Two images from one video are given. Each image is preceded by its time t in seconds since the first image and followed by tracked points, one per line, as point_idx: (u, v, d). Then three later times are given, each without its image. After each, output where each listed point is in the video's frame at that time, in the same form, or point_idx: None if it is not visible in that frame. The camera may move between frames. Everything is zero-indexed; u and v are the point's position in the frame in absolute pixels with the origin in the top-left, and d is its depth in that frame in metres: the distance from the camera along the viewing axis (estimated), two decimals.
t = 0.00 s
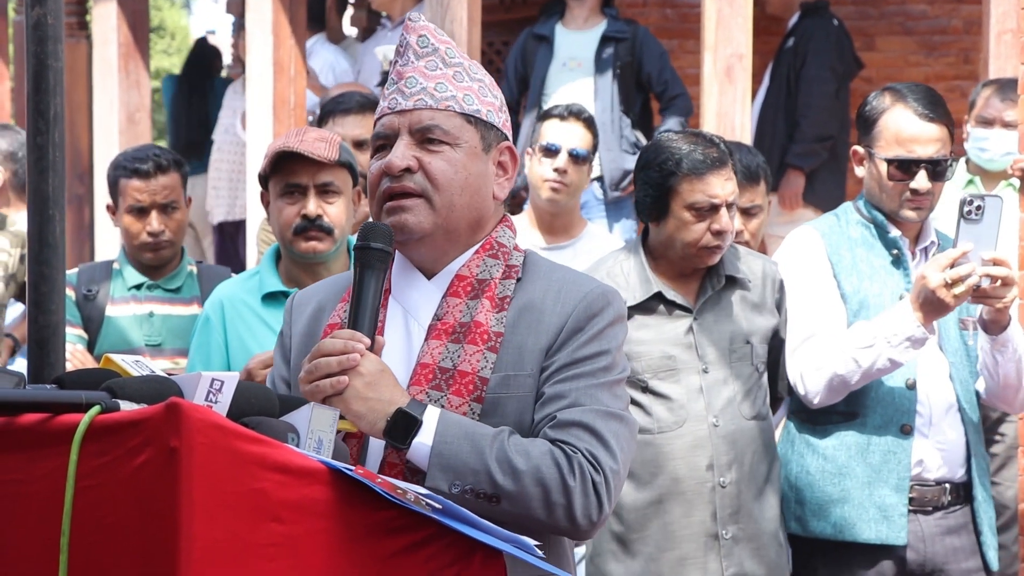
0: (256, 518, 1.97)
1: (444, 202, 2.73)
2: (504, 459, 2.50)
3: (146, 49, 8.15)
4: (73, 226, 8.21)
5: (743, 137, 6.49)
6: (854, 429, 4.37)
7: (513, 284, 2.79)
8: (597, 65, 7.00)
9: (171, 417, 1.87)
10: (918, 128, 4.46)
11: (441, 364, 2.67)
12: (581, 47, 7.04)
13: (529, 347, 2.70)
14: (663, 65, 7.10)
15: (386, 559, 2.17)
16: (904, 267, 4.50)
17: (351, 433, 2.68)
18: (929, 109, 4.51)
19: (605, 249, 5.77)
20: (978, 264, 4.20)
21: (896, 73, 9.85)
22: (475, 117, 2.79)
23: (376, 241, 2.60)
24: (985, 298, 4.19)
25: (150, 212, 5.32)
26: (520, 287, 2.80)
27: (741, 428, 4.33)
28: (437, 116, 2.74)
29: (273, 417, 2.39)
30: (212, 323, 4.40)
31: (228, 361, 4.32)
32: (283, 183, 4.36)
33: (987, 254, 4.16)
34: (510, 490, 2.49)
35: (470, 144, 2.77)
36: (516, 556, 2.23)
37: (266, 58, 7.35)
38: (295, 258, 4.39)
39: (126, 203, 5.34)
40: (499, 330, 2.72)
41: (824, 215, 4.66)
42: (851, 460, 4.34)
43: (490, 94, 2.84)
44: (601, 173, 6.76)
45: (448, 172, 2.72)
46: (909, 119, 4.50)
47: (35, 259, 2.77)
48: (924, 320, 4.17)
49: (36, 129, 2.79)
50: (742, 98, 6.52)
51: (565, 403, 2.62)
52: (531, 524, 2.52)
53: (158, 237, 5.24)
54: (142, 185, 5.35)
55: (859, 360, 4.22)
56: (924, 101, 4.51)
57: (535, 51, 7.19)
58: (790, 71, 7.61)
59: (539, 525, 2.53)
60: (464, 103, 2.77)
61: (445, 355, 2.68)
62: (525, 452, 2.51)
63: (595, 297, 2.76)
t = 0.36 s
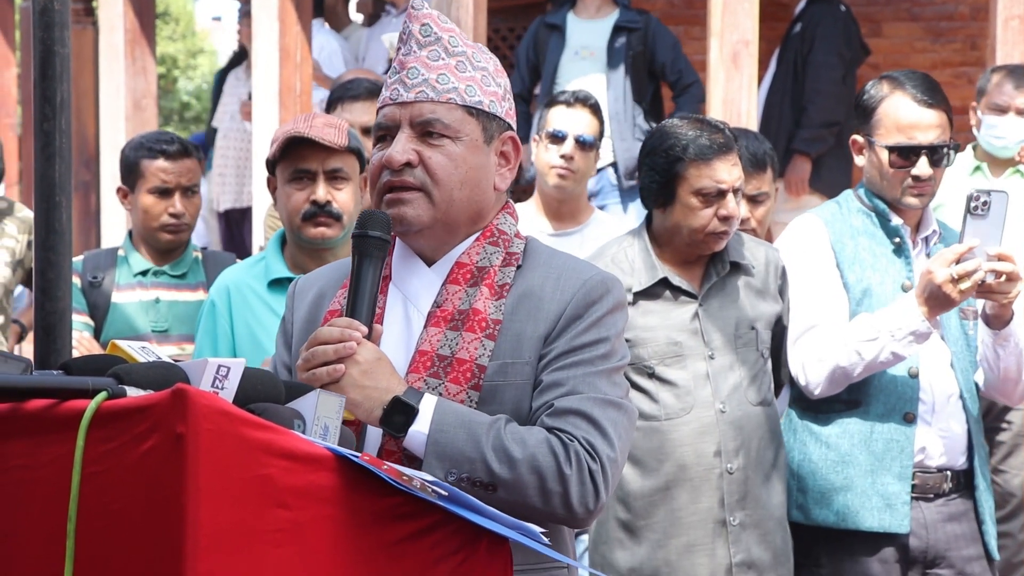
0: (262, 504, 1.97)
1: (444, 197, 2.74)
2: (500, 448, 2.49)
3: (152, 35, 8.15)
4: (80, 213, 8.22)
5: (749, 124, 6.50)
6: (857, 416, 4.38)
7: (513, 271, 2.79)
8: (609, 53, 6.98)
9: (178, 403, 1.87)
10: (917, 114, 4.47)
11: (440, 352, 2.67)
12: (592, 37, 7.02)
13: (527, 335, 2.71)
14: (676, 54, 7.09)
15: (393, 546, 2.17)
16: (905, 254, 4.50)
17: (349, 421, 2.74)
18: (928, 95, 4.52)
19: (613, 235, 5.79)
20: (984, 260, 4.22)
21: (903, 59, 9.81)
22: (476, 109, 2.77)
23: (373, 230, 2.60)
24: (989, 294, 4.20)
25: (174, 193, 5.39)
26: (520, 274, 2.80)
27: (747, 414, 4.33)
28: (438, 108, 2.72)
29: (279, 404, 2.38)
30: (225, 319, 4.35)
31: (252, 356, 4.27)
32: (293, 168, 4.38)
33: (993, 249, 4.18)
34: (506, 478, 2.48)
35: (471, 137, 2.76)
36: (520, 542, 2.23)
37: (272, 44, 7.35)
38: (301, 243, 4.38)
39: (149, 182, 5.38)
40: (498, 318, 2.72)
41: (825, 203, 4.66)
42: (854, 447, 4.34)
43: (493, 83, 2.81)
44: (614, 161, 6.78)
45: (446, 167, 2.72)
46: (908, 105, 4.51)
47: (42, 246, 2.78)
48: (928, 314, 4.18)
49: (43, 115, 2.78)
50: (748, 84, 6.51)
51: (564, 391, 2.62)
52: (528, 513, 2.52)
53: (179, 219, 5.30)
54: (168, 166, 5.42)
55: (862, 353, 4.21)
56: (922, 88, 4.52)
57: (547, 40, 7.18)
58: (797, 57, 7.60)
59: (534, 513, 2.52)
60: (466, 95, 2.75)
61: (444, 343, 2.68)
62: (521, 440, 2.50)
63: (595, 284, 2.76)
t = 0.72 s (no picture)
0: (268, 499, 1.97)
1: (456, 179, 2.72)
2: (489, 443, 2.47)
3: (158, 29, 8.15)
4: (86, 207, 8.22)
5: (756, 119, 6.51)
6: (861, 413, 4.37)
7: (520, 267, 2.75)
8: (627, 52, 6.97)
9: (184, 398, 1.87)
10: (924, 111, 4.48)
11: (439, 346, 2.65)
12: (608, 36, 7.01)
13: (526, 331, 2.68)
14: (693, 52, 7.11)
15: (400, 540, 2.17)
16: (909, 251, 4.49)
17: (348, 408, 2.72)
18: (936, 92, 4.53)
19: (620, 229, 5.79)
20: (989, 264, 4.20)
21: (910, 55, 9.77)
22: (506, 103, 2.77)
23: (378, 218, 2.63)
24: (994, 296, 4.20)
25: (190, 186, 5.39)
26: (527, 270, 2.76)
27: (754, 408, 4.32)
28: (467, 94, 2.73)
29: (285, 398, 2.39)
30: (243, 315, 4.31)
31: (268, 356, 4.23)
32: (310, 163, 4.39)
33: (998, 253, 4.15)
34: (492, 474, 2.46)
35: (494, 129, 2.75)
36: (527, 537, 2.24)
37: (279, 38, 7.35)
38: (317, 237, 4.41)
39: (165, 176, 5.38)
40: (499, 313, 2.69)
41: (829, 199, 4.64)
42: (858, 444, 4.34)
43: (530, 84, 2.82)
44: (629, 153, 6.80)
45: (464, 150, 2.71)
46: (917, 102, 4.52)
47: (48, 240, 2.78)
48: (933, 315, 4.15)
49: (50, 109, 2.79)
50: (755, 79, 6.50)
51: (557, 389, 2.59)
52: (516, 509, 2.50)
53: (193, 212, 5.31)
54: (184, 159, 5.43)
55: (866, 352, 4.20)
56: (930, 85, 4.54)
57: (562, 38, 7.15)
58: (806, 52, 7.58)
59: (521, 510, 2.50)
60: (498, 87, 2.75)
61: (443, 336, 2.66)
62: (510, 438, 2.48)
63: (599, 283, 2.72)
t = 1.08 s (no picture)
0: (272, 498, 1.97)
1: (468, 190, 2.70)
2: (498, 445, 2.44)
3: (162, 28, 8.15)
4: (90, 205, 8.23)
5: (759, 118, 6.52)
6: (872, 411, 4.38)
7: (540, 268, 2.74)
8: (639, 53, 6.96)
9: (188, 397, 1.87)
10: (932, 104, 4.50)
11: (455, 346, 2.65)
12: (620, 36, 6.98)
13: (542, 332, 2.66)
14: (703, 53, 7.10)
15: (406, 538, 2.18)
16: (918, 248, 4.51)
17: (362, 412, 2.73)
18: (942, 85, 4.56)
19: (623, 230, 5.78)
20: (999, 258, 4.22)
21: (914, 53, 9.74)
22: (520, 107, 2.72)
23: (387, 219, 2.68)
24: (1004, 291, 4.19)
25: (205, 184, 5.40)
26: (547, 271, 2.74)
27: (758, 407, 4.33)
28: (479, 100, 2.69)
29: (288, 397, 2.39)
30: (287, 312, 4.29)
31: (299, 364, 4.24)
32: (353, 160, 4.43)
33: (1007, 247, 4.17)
34: (502, 477, 2.43)
35: (508, 135, 2.72)
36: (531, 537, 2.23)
37: (283, 35, 7.34)
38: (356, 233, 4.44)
39: (180, 174, 5.36)
40: (515, 314, 2.68)
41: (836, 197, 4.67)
42: (870, 443, 4.35)
43: (548, 84, 2.77)
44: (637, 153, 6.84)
45: (476, 159, 2.69)
46: (924, 96, 4.54)
47: (53, 239, 2.78)
48: (942, 310, 4.17)
49: (54, 108, 2.79)
50: (759, 77, 6.49)
51: (571, 390, 2.56)
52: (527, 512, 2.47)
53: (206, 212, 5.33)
54: (198, 157, 5.42)
55: (876, 349, 4.23)
56: (936, 78, 4.56)
57: (574, 37, 7.06)
58: (816, 52, 7.55)
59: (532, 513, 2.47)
60: (512, 92, 2.71)
61: (459, 337, 2.65)
62: (520, 439, 2.45)
63: (616, 283, 2.69)
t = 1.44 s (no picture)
0: (279, 495, 1.97)
1: (502, 193, 2.67)
2: (534, 452, 2.41)
3: (167, 27, 8.16)
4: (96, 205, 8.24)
5: (764, 115, 6.50)
6: (894, 405, 4.47)
7: (580, 270, 2.69)
8: (649, 52, 6.96)
9: (194, 395, 1.86)
10: (946, 98, 4.59)
11: (493, 351, 2.61)
12: (631, 35, 6.96)
13: (581, 337, 2.61)
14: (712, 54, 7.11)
15: (409, 538, 2.17)
16: (933, 240, 4.59)
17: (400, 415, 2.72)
18: (956, 79, 4.65)
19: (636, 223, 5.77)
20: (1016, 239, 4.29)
21: (919, 51, 9.72)
22: (552, 106, 2.68)
23: (425, 222, 2.68)
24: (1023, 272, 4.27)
25: (218, 182, 5.39)
26: (587, 273, 2.70)
27: (764, 405, 4.32)
28: (508, 102, 2.66)
29: (293, 395, 2.40)
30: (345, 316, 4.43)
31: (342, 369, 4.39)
32: (415, 159, 4.56)
33: None
34: (539, 485, 2.41)
35: (540, 135, 2.67)
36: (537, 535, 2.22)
37: (287, 35, 7.35)
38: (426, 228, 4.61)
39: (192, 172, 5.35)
40: (554, 318, 2.63)
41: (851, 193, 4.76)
42: (893, 436, 4.44)
43: (578, 80, 2.72)
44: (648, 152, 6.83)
45: (509, 162, 2.65)
46: (938, 90, 4.62)
47: (58, 239, 2.78)
48: (963, 293, 4.25)
49: (59, 108, 2.79)
50: (764, 75, 6.49)
51: (610, 398, 2.52)
52: (564, 521, 2.44)
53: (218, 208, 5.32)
54: (212, 156, 5.40)
55: (897, 335, 4.29)
56: (950, 72, 4.65)
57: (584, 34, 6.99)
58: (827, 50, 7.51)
59: (568, 521, 2.44)
60: (542, 91, 2.67)
61: (497, 341, 2.62)
62: (557, 447, 2.42)
63: (658, 287, 2.63)
